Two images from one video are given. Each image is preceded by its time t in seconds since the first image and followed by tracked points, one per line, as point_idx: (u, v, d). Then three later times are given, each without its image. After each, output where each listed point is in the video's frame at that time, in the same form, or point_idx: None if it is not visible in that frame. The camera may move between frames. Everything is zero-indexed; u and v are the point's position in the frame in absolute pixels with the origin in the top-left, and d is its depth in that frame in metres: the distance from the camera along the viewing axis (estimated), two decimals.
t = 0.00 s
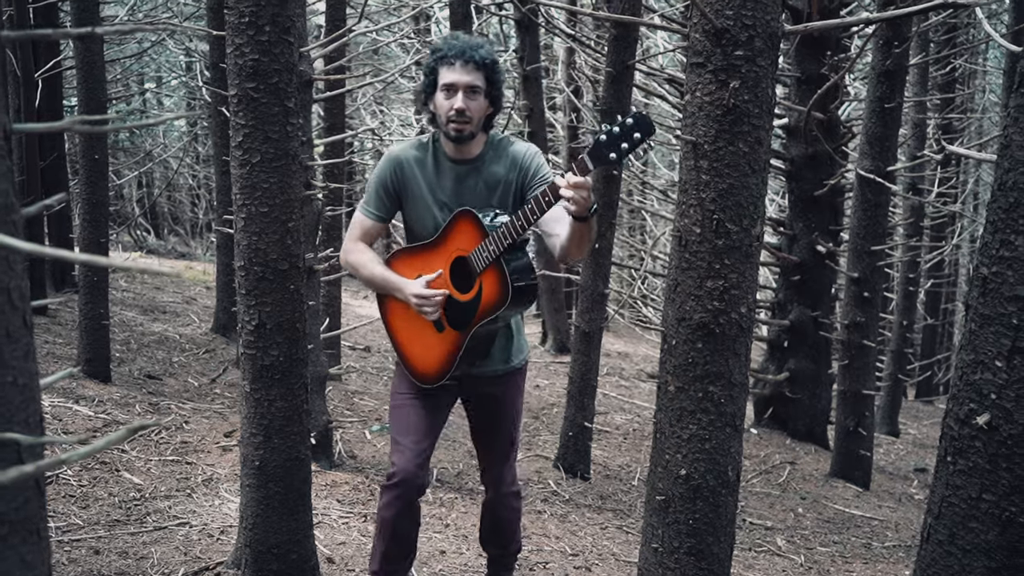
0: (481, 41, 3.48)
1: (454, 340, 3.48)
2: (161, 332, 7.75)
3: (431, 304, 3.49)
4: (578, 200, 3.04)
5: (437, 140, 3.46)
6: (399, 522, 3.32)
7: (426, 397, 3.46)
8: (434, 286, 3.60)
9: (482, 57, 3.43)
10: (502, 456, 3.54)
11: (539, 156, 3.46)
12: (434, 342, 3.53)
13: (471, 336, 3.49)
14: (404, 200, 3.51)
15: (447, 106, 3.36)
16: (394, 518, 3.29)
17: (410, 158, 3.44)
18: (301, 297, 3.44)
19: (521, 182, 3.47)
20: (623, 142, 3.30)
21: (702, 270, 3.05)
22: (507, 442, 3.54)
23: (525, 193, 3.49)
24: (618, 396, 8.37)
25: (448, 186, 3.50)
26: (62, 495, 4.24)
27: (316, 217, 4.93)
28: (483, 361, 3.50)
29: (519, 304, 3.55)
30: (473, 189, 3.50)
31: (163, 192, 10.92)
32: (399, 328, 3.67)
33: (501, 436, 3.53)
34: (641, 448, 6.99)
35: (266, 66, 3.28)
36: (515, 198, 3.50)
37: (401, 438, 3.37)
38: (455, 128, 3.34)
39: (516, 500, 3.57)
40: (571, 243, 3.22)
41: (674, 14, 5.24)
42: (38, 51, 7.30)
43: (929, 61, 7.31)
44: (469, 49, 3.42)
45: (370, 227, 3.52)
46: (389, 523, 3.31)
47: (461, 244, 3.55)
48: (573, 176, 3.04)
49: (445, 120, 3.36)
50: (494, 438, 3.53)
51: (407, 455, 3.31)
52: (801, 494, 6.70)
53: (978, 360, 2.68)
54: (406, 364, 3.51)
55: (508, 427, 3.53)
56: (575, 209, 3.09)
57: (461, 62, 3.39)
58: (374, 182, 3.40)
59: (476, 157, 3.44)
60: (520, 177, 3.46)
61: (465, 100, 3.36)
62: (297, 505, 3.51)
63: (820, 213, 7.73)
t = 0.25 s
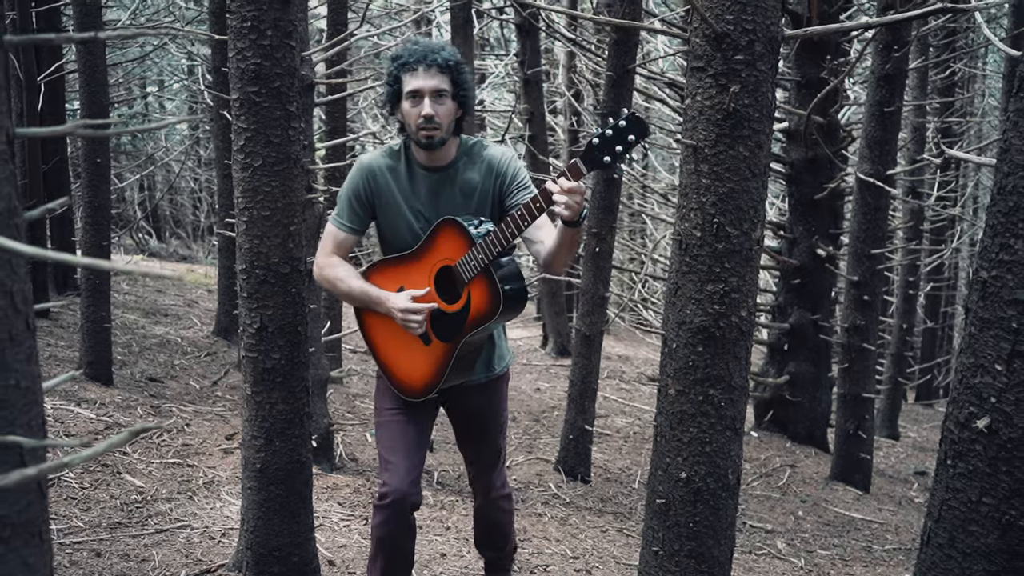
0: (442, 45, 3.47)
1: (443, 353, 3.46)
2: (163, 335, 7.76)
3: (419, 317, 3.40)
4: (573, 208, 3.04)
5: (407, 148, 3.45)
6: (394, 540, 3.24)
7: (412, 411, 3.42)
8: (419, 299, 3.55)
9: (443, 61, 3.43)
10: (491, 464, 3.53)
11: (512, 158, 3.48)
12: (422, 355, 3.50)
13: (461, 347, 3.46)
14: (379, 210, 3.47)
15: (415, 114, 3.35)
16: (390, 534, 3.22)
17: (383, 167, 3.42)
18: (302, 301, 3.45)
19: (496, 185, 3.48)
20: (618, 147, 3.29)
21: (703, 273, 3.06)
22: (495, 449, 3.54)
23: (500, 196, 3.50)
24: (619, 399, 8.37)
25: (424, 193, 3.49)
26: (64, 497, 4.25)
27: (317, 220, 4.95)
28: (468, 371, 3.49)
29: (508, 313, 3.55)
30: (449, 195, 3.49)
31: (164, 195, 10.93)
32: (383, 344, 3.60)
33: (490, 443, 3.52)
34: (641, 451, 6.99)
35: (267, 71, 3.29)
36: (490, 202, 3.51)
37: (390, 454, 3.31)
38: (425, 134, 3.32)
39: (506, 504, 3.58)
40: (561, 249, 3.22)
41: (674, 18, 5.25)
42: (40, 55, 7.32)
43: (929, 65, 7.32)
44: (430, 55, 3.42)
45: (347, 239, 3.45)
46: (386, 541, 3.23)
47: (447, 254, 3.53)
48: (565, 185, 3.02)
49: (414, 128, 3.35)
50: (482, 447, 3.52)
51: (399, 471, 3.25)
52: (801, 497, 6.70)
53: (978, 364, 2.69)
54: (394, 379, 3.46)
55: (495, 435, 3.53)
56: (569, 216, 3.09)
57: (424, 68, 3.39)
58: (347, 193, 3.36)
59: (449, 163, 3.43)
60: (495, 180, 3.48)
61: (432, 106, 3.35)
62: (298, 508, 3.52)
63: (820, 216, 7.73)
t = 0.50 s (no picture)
0: (399, 32, 3.23)
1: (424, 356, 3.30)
2: (165, 339, 7.78)
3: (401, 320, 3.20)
4: (561, 201, 2.89)
5: (374, 143, 3.22)
6: (394, 551, 3.16)
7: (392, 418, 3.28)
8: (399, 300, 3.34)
9: (403, 49, 3.19)
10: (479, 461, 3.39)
11: (484, 148, 3.29)
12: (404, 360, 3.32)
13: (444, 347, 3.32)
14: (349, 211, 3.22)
15: (379, 107, 3.12)
16: (387, 546, 3.13)
17: (350, 164, 3.18)
18: (304, 305, 3.45)
19: (470, 178, 3.29)
20: (605, 135, 3.14)
21: (704, 278, 3.07)
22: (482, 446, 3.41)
23: (475, 189, 3.31)
24: (620, 403, 8.37)
25: (396, 191, 3.27)
26: (67, 502, 4.26)
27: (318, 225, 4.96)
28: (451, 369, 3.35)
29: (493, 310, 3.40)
30: (422, 191, 3.28)
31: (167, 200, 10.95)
32: (363, 351, 3.38)
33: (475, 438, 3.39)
34: (643, 455, 6.99)
35: (270, 76, 3.31)
36: (465, 196, 3.32)
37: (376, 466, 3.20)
38: (392, 128, 3.09)
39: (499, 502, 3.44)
40: (545, 242, 3.04)
41: (675, 23, 5.26)
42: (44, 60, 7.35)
43: (929, 69, 7.33)
44: (390, 43, 3.17)
45: (316, 242, 3.18)
46: (383, 554, 3.14)
47: (428, 253, 3.33)
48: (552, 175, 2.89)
49: (379, 123, 3.12)
50: (468, 444, 3.38)
51: (386, 483, 3.15)
52: (802, 501, 6.70)
53: (979, 368, 2.69)
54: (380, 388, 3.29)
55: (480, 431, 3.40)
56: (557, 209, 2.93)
57: (384, 58, 3.14)
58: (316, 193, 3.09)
59: (419, 156, 3.22)
60: (469, 173, 3.28)
61: (397, 98, 3.12)
62: (301, 512, 3.53)
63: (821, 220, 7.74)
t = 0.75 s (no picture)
0: (366, 17, 3.18)
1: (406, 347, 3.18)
2: (167, 343, 7.79)
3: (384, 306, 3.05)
4: (549, 167, 2.86)
5: (347, 130, 3.13)
6: (390, 556, 3.16)
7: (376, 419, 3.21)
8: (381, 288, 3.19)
9: (371, 34, 3.13)
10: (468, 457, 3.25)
11: (459, 131, 3.23)
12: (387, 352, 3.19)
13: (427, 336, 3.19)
14: (325, 201, 3.11)
15: (351, 92, 3.06)
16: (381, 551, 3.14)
17: (325, 152, 3.08)
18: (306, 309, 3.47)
19: (447, 162, 3.21)
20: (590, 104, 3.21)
21: (704, 282, 3.08)
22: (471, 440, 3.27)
23: (453, 173, 3.24)
24: (620, 406, 8.38)
25: (373, 179, 3.17)
26: (70, 505, 4.27)
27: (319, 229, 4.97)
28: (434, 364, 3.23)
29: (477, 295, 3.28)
30: (399, 177, 3.18)
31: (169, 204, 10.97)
32: (346, 347, 3.23)
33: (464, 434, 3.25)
34: (643, 459, 7.00)
35: (272, 81, 3.33)
36: (444, 181, 3.23)
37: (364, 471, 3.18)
38: (366, 111, 3.02)
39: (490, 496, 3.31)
40: (529, 216, 3.01)
41: (675, 28, 5.28)
42: (47, 65, 7.38)
43: (929, 74, 7.34)
44: (359, 27, 3.12)
45: (293, 234, 3.06)
46: (380, 559, 3.15)
47: (411, 238, 3.20)
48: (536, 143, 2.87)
49: (353, 107, 3.05)
50: (457, 440, 3.25)
51: (377, 488, 3.15)
52: (802, 505, 6.71)
53: (978, 373, 2.70)
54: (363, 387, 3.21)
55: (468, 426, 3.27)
56: (543, 176, 2.89)
57: (354, 42, 3.09)
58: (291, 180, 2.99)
59: (394, 142, 3.14)
60: (446, 157, 3.21)
61: (369, 81, 3.06)
62: (302, 516, 3.53)
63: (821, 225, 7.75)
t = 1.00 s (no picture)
0: (355, 8, 3.18)
1: (394, 339, 3.18)
2: (169, 347, 7.80)
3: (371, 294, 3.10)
4: (541, 150, 2.86)
5: (336, 122, 3.14)
6: (387, 555, 3.19)
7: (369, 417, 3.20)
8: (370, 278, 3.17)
9: (360, 24, 3.13)
10: (457, 452, 3.20)
11: (448, 124, 3.24)
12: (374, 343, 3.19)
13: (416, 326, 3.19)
14: (315, 193, 3.10)
15: (339, 83, 3.07)
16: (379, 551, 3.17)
17: (314, 144, 3.08)
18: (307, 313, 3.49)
19: (436, 153, 3.21)
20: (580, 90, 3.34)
21: (703, 286, 3.09)
22: (461, 435, 3.22)
23: (442, 164, 3.23)
24: (621, 410, 8.39)
25: (362, 171, 3.15)
26: (71, 509, 4.28)
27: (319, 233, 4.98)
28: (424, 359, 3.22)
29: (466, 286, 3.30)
30: (390, 169, 3.17)
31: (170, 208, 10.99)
32: (335, 337, 3.20)
33: (453, 428, 3.23)
34: (643, 463, 7.00)
35: (272, 87, 3.35)
36: (433, 173, 3.22)
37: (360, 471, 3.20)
38: (354, 102, 3.03)
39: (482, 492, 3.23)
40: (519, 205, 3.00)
41: (674, 34, 5.30)
42: (49, 70, 7.40)
43: (928, 79, 7.36)
44: (344, 18, 3.12)
45: (282, 226, 3.06)
46: (378, 560, 3.18)
47: (401, 227, 3.18)
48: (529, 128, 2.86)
49: (342, 98, 3.05)
50: (445, 435, 3.22)
51: (373, 488, 3.18)
52: (802, 508, 6.71)
53: (977, 377, 2.71)
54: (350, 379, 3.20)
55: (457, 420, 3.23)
56: (536, 162, 2.88)
57: (340, 33, 3.09)
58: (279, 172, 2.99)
59: (384, 134, 3.14)
60: (435, 148, 3.20)
61: (357, 72, 3.06)
62: (303, 519, 3.54)
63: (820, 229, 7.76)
